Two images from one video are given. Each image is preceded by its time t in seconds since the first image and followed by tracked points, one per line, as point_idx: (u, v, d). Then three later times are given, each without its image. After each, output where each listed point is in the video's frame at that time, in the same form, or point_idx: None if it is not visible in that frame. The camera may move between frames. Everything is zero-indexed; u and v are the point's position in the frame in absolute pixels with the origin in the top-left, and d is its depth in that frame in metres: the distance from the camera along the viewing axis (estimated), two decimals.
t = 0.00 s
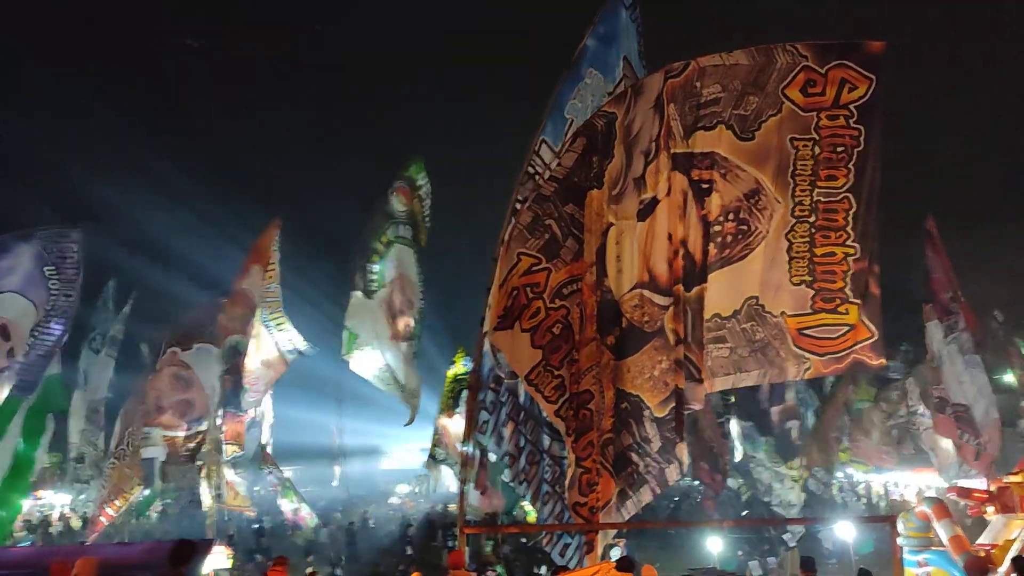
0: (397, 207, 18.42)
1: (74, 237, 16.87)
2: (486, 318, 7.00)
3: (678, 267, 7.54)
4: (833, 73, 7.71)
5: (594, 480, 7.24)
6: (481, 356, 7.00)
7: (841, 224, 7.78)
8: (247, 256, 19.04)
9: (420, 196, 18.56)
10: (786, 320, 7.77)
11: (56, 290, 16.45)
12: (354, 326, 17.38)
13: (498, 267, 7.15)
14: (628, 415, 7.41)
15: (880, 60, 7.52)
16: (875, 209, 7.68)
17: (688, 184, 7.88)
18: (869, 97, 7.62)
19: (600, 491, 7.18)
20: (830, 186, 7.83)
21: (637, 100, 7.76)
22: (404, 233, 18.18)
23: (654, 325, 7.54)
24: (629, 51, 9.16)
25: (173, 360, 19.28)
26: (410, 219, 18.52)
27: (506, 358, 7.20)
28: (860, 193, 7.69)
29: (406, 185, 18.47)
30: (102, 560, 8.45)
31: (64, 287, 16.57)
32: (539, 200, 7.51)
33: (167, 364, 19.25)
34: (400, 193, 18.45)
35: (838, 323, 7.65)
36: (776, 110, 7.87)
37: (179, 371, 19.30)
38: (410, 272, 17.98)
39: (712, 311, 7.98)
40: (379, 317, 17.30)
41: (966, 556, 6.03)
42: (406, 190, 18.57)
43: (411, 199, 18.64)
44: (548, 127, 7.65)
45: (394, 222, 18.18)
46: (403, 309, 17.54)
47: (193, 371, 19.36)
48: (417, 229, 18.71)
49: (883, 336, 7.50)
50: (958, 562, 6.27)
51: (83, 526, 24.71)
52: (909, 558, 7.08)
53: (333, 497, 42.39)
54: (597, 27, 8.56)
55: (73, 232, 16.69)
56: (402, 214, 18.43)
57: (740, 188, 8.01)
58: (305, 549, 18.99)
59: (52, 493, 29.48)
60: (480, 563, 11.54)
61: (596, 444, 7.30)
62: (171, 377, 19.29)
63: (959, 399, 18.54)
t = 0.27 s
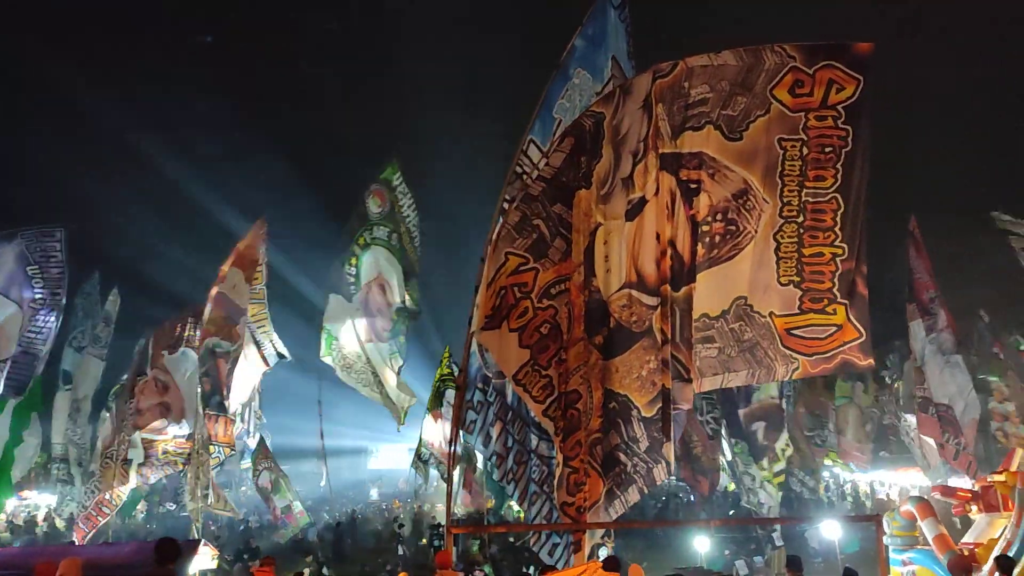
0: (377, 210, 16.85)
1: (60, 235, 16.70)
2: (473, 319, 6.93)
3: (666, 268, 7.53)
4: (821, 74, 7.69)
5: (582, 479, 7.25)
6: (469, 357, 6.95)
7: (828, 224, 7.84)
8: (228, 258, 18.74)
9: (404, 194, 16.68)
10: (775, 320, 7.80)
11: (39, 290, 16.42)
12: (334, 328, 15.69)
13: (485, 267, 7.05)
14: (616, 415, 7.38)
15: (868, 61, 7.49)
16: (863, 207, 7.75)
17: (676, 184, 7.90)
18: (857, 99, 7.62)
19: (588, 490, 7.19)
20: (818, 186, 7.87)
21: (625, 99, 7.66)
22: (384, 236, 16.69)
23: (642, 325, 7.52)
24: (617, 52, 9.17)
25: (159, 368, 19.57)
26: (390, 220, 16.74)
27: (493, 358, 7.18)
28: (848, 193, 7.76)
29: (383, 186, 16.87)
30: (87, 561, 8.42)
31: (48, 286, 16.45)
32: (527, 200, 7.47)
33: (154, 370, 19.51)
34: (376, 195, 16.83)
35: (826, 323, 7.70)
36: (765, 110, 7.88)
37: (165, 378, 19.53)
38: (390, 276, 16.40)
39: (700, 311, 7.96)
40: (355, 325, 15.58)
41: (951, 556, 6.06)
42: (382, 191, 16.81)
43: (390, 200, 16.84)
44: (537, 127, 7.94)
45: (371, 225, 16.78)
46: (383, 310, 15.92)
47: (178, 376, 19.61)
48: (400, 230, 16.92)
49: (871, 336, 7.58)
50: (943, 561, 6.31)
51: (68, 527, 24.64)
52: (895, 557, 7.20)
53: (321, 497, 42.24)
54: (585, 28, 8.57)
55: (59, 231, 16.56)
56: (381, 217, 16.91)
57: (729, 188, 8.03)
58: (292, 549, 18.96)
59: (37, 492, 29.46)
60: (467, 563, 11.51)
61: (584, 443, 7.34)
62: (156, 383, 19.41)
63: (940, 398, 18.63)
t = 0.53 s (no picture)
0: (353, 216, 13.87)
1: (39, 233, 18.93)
2: (461, 318, 6.99)
3: (653, 268, 7.57)
4: (808, 74, 7.75)
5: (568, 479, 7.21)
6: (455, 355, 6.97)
7: (815, 225, 7.85)
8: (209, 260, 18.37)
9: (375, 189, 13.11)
10: (761, 320, 7.81)
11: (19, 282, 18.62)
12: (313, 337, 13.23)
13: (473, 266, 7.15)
14: (603, 414, 7.37)
15: (854, 62, 7.56)
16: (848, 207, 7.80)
17: (664, 185, 7.90)
18: (843, 99, 7.68)
19: (575, 489, 7.15)
20: (805, 187, 7.88)
21: (612, 99, 7.79)
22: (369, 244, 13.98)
23: (629, 325, 7.55)
24: (605, 52, 9.18)
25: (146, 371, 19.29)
26: (369, 226, 13.94)
27: (480, 358, 7.19)
28: (833, 195, 7.78)
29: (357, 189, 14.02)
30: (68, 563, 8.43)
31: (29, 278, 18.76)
32: (515, 199, 7.54)
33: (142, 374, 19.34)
34: (354, 199, 13.91)
35: (812, 323, 7.69)
36: (751, 110, 7.92)
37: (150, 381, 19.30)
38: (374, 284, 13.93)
39: (687, 311, 7.95)
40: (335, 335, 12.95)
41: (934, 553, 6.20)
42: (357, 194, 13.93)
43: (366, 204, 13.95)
44: (524, 126, 8.06)
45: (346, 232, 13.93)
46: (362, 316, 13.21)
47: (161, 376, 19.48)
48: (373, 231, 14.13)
49: (857, 336, 7.58)
50: (926, 558, 6.46)
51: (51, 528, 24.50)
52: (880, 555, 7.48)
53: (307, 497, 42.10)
54: (572, 27, 8.58)
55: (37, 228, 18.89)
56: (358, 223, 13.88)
57: (716, 188, 8.03)
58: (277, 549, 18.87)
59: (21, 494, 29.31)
60: (454, 563, 11.51)
61: (570, 442, 7.32)
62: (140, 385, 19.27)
63: (921, 397, 19.10)
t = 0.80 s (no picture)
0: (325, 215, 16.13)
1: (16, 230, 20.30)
2: (447, 317, 7.00)
3: (639, 267, 7.58)
4: (794, 75, 7.79)
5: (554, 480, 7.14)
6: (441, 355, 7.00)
7: (802, 224, 7.88)
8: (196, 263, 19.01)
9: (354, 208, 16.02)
10: (747, 320, 7.84)
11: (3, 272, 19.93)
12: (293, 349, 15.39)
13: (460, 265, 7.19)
14: (589, 414, 7.34)
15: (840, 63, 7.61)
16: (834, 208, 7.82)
17: (650, 184, 7.89)
18: (830, 100, 7.71)
19: (560, 489, 7.08)
20: (791, 187, 7.91)
21: (599, 99, 7.76)
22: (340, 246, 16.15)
23: (615, 324, 7.54)
24: (592, 52, 9.19)
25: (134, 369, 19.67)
26: (337, 226, 16.16)
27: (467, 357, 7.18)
28: (819, 195, 7.79)
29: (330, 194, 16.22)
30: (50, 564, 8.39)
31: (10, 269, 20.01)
32: (502, 198, 7.54)
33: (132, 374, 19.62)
34: (323, 202, 16.09)
35: (797, 323, 7.74)
36: (738, 110, 7.94)
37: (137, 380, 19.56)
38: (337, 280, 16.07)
39: (674, 310, 7.98)
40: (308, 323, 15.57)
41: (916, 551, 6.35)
42: (330, 199, 16.13)
43: (337, 208, 16.10)
44: (511, 125, 8.06)
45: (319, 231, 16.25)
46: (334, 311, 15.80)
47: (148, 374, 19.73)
48: (347, 232, 16.29)
49: (844, 336, 7.61)
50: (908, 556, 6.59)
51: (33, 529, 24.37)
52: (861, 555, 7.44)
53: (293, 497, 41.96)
54: (559, 27, 8.57)
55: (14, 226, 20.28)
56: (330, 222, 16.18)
57: (703, 188, 8.05)
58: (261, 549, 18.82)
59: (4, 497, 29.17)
60: (440, 562, 11.51)
61: (555, 442, 7.22)
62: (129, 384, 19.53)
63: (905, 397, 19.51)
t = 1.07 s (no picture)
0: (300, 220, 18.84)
1: None
2: (432, 316, 6.97)
3: (624, 267, 7.52)
4: (781, 75, 7.82)
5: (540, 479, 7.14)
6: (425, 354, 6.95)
7: (787, 225, 7.91)
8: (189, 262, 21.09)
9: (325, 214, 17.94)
10: (733, 320, 7.85)
11: None
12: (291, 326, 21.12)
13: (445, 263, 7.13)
14: (575, 413, 7.30)
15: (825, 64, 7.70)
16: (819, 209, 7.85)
17: (636, 184, 7.86)
18: (814, 100, 7.76)
19: (545, 488, 7.07)
20: (777, 187, 7.94)
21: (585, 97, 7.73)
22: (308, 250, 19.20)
23: (601, 324, 7.50)
24: (579, 51, 9.22)
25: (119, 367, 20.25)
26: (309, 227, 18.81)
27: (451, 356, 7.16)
28: (805, 195, 7.84)
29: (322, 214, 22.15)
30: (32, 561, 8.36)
31: None
32: (487, 197, 7.52)
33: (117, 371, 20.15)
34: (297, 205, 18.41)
35: (783, 323, 7.77)
36: (724, 110, 7.97)
37: (122, 377, 20.09)
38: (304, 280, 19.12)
39: (660, 310, 7.99)
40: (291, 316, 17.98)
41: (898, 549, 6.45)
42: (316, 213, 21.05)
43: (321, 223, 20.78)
44: (496, 124, 8.10)
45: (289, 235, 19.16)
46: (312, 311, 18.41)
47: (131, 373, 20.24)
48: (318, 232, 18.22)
49: (828, 336, 7.66)
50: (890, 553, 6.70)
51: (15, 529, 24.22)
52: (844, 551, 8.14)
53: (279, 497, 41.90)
54: (545, 26, 8.61)
55: None
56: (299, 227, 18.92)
57: (689, 188, 8.06)
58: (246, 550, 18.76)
59: None
60: (426, 562, 11.52)
61: (541, 441, 7.18)
62: (114, 382, 19.99)
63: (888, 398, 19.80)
